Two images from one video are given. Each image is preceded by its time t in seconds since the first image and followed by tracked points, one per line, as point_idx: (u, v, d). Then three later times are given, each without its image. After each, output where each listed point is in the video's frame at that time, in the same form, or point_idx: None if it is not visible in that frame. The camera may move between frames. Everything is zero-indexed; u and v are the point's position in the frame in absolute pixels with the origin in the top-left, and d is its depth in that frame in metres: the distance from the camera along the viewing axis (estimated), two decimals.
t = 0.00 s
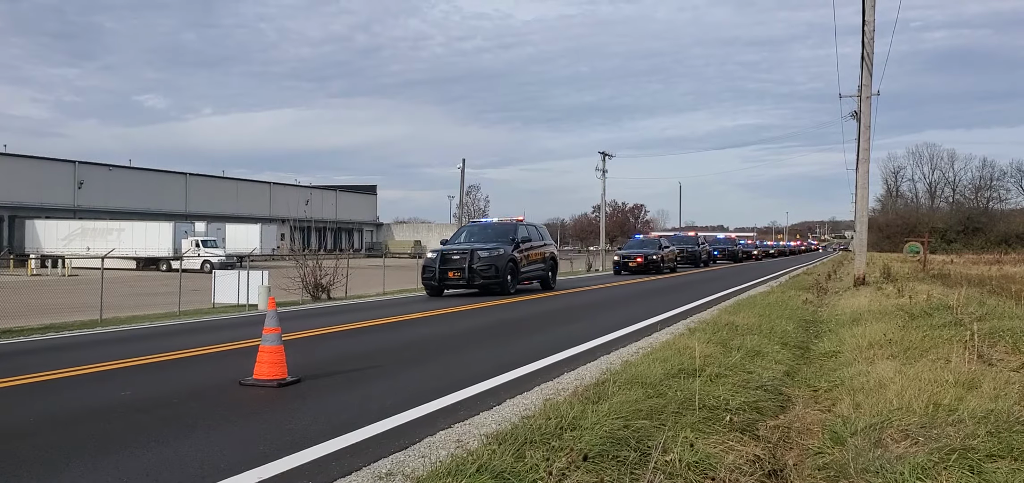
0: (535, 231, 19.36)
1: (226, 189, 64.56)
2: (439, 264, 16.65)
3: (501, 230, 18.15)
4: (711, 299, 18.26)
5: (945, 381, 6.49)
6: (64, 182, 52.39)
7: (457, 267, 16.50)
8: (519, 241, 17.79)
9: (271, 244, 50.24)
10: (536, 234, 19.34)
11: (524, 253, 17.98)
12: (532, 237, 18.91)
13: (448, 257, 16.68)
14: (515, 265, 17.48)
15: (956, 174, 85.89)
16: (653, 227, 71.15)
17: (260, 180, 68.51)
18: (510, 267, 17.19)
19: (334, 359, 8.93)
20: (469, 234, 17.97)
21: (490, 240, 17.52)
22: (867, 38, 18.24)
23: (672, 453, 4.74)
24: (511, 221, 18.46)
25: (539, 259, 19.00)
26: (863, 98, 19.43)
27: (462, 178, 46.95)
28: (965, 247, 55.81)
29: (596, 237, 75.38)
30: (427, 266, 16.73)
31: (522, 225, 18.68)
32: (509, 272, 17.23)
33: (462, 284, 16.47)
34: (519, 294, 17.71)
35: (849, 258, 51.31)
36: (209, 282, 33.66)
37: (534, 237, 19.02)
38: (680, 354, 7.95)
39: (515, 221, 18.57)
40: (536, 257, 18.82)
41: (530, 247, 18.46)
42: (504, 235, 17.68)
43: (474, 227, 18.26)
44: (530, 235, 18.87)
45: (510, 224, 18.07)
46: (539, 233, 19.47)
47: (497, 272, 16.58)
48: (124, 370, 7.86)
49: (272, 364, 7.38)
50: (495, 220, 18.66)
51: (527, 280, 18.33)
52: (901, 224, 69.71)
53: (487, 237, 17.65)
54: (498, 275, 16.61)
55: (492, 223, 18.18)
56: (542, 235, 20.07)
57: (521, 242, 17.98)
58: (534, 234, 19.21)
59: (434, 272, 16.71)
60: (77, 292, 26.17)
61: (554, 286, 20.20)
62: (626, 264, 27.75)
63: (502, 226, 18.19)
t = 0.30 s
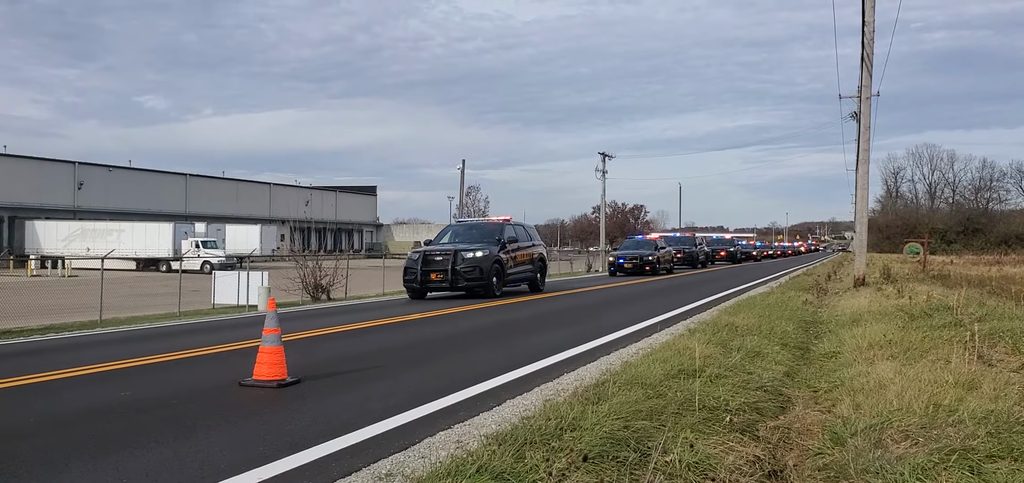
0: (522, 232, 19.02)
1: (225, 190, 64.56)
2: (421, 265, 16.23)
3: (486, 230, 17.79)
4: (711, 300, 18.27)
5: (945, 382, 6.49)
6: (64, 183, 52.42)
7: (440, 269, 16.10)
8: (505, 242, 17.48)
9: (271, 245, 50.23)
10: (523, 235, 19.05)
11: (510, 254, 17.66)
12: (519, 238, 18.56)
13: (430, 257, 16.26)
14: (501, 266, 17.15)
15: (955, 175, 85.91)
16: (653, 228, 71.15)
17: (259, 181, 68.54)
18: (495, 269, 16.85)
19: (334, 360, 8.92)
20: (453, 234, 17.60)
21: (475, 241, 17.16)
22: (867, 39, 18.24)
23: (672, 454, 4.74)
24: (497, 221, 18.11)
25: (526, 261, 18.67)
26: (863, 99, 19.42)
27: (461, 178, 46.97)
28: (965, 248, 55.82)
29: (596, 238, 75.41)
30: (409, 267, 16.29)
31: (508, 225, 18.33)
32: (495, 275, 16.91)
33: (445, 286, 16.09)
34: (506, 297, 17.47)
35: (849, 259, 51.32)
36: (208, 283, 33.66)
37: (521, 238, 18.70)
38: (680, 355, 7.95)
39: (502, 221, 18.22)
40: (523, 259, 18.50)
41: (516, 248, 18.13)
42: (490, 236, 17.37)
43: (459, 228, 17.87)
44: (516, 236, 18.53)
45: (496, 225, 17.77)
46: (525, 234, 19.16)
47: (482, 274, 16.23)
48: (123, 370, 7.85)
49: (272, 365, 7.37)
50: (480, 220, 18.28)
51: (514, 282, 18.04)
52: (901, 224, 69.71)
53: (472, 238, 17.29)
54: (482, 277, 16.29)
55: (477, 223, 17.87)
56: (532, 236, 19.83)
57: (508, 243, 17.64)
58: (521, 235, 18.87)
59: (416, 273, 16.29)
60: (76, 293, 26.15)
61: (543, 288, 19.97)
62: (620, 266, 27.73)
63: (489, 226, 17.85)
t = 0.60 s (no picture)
0: (508, 233, 18.65)
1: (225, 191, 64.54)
2: (401, 267, 15.85)
3: (470, 231, 17.42)
4: (712, 301, 18.27)
5: (944, 383, 6.49)
6: (64, 185, 52.43)
7: (421, 271, 15.71)
8: (490, 243, 17.14)
9: (270, 246, 50.19)
10: (510, 235, 18.70)
11: (494, 256, 17.30)
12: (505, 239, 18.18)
13: (411, 259, 15.85)
14: (485, 268, 16.81)
15: (955, 176, 85.89)
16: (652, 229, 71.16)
17: (259, 182, 68.52)
18: (479, 271, 16.49)
19: (333, 361, 8.90)
20: (436, 235, 17.22)
21: (458, 242, 16.78)
22: (867, 40, 18.25)
23: (672, 455, 4.74)
24: (482, 221, 17.75)
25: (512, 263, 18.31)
26: (863, 100, 19.42)
27: (461, 179, 46.99)
28: (965, 249, 55.87)
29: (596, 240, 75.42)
30: (388, 270, 15.89)
31: (493, 225, 17.96)
32: (478, 277, 16.56)
33: (426, 289, 15.73)
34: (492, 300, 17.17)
35: (849, 260, 51.31)
36: (208, 285, 33.62)
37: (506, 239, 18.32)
38: (680, 356, 7.95)
39: (487, 221, 17.85)
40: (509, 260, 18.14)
41: (501, 250, 17.78)
42: (474, 236, 17.03)
43: (442, 228, 17.50)
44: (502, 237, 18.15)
45: (481, 224, 17.44)
46: (512, 235, 18.79)
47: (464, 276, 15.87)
48: (121, 371, 7.83)
49: (272, 366, 7.36)
50: (465, 220, 17.90)
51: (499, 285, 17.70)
52: (900, 226, 69.77)
53: (455, 238, 16.92)
54: (465, 279, 15.94)
55: (461, 224, 17.52)
56: (520, 237, 19.50)
57: (492, 244, 17.28)
58: (507, 236, 18.49)
59: (396, 276, 15.87)
60: (75, 294, 26.13)
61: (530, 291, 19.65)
62: (615, 267, 27.68)
63: (474, 226, 17.50)
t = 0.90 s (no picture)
0: (495, 233, 18.08)
1: (225, 192, 64.56)
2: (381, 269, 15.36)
3: (455, 231, 16.91)
4: (713, 302, 18.29)
5: (945, 383, 6.49)
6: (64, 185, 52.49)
7: (401, 273, 15.22)
8: (475, 243, 16.59)
9: (271, 247, 50.21)
10: (498, 235, 18.14)
11: (480, 257, 16.76)
12: (491, 240, 17.60)
13: (391, 261, 15.36)
14: (469, 270, 16.24)
15: (955, 177, 85.93)
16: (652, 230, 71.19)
17: (259, 183, 68.57)
18: (463, 273, 15.94)
19: (333, 361, 8.90)
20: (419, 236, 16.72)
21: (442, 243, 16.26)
22: (867, 41, 18.26)
23: (673, 456, 4.74)
24: (468, 221, 17.23)
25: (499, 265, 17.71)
26: (863, 100, 19.42)
27: (461, 179, 46.99)
28: (965, 251, 55.89)
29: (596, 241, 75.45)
30: (368, 271, 15.43)
31: (480, 225, 17.44)
32: (462, 279, 16.02)
33: (406, 291, 15.22)
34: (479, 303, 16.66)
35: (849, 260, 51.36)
36: (208, 285, 33.63)
37: (493, 240, 17.75)
38: (681, 357, 7.94)
39: (473, 221, 17.33)
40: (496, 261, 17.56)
41: (488, 250, 17.21)
42: (459, 236, 16.49)
43: (427, 228, 17.00)
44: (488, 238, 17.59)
45: (466, 224, 16.89)
46: (500, 235, 18.23)
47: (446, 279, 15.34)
48: (122, 372, 7.84)
49: (272, 367, 7.36)
50: (451, 220, 17.40)
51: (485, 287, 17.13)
52: (900, 227, 69.78)
53: (439, 239, 16.41)
54: (447, 282, 15.40)
55: (446, 224, 17.00)
56: (510, 237, 19.01)
57: (478, 245, 16.73)
58: (494, 236, 17.93)
59: (376, 277, 15.40)
60: (74, 295, 26.12)
61: (519, 293, 19.04)
62: (611, 268, 27.57)
63: (459, 226, 16.97)
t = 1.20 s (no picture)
0: (479, 233, 17.65)
1: (225, 192, 64.60)
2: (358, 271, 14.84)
3: (437, 232, 16.44)
4: (714, 303, 18.30)
5: (945, 385, 6.49)
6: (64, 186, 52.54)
7: (379, 275, 14.69)
8: (458, 244, 16.14)
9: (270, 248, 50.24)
10: (482, 236, 17.69)
11: (464, 258, 16.31)
12: (475, 241, 17.15)
13: (369, 262, 14.81)
14: (451, 272, 15.77)
15: (956, 179, 85.93)
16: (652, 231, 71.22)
17: (260, 183, 68.63)
18: (444, 274, 15.47)
19: (333, 362, 8.90)
20: (400, 237, 16.22)
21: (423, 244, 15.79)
22: (867, 42, 18.26)
23: (672, 457, 4.73)
24: (451, 222, 16.78)
25: (484, 266, 17.30)
26: (863, 102, 19.42)
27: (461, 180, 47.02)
28: (966, 252, 55.92)
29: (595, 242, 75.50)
30: (346, 273, 14.88)
31: (463, 225, 16.99)
32: (443, 281, 15.54)
33: (385, 294, 14.71)
34: (463, 306, 16.28)
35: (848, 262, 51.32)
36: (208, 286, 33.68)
37: (477, 241, 17.31)
38: (681, 358, 7.94)
39: (456, 222, 16.88)
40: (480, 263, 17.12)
41: (471, 251, 16.76)
42: (441, 237, 16.02)
43: (408, 229, 16.52)
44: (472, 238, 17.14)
45: (449, 225, 16.45)
46: (484, 235, 17.80)
47: (426, 281, 14.85)
48: (122, 373, 7.84)
49: (272, 367, 7.36)
50: (433, 220, 16.94)
51: (469, 289, 16.72)
52: (901, 228, 69.77)
53: (420, 240, 15.93)
54: (427, 284, 14.90)
55: (428, 224, 16.56)
56: (496, 237, 18.60)
57: (460, 246, 16.27)
58: (478, 237, 17.49)
59: (353, 280, 14.86)
60: (74, 295, 26.14)
61: (505, 296, 18.59)
62: (605, 270, 27.43)
63: (441, 227, 16.54)
